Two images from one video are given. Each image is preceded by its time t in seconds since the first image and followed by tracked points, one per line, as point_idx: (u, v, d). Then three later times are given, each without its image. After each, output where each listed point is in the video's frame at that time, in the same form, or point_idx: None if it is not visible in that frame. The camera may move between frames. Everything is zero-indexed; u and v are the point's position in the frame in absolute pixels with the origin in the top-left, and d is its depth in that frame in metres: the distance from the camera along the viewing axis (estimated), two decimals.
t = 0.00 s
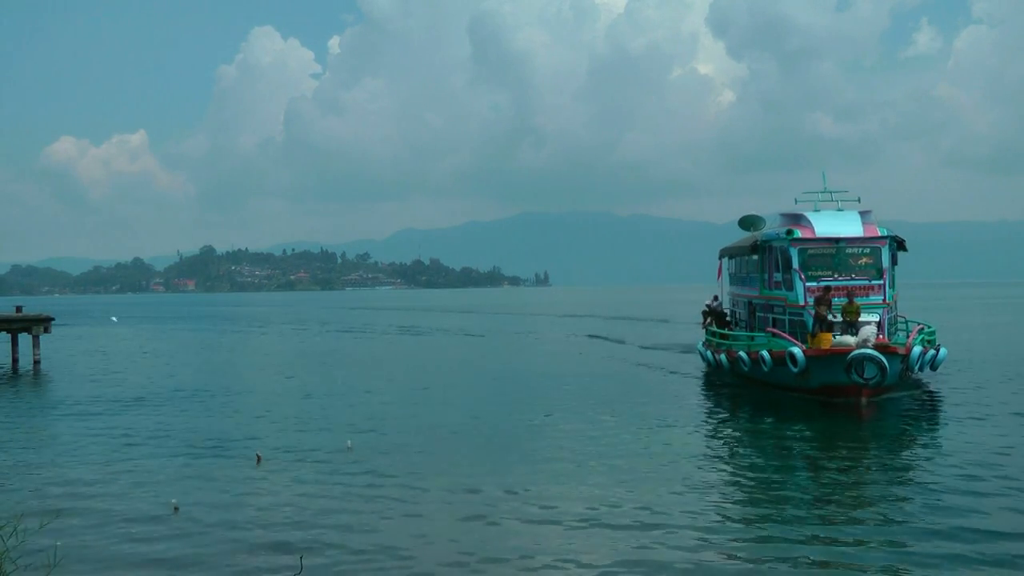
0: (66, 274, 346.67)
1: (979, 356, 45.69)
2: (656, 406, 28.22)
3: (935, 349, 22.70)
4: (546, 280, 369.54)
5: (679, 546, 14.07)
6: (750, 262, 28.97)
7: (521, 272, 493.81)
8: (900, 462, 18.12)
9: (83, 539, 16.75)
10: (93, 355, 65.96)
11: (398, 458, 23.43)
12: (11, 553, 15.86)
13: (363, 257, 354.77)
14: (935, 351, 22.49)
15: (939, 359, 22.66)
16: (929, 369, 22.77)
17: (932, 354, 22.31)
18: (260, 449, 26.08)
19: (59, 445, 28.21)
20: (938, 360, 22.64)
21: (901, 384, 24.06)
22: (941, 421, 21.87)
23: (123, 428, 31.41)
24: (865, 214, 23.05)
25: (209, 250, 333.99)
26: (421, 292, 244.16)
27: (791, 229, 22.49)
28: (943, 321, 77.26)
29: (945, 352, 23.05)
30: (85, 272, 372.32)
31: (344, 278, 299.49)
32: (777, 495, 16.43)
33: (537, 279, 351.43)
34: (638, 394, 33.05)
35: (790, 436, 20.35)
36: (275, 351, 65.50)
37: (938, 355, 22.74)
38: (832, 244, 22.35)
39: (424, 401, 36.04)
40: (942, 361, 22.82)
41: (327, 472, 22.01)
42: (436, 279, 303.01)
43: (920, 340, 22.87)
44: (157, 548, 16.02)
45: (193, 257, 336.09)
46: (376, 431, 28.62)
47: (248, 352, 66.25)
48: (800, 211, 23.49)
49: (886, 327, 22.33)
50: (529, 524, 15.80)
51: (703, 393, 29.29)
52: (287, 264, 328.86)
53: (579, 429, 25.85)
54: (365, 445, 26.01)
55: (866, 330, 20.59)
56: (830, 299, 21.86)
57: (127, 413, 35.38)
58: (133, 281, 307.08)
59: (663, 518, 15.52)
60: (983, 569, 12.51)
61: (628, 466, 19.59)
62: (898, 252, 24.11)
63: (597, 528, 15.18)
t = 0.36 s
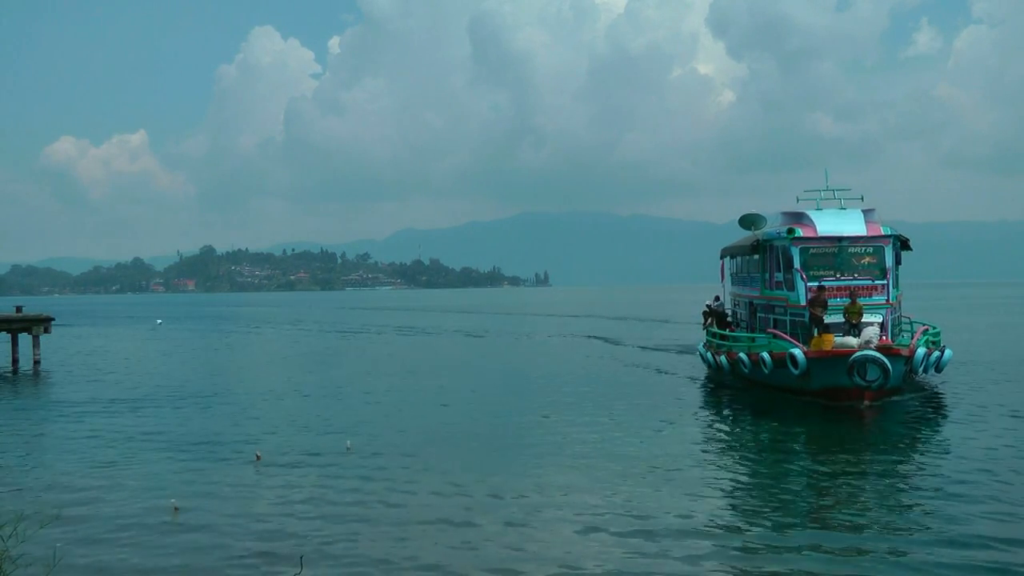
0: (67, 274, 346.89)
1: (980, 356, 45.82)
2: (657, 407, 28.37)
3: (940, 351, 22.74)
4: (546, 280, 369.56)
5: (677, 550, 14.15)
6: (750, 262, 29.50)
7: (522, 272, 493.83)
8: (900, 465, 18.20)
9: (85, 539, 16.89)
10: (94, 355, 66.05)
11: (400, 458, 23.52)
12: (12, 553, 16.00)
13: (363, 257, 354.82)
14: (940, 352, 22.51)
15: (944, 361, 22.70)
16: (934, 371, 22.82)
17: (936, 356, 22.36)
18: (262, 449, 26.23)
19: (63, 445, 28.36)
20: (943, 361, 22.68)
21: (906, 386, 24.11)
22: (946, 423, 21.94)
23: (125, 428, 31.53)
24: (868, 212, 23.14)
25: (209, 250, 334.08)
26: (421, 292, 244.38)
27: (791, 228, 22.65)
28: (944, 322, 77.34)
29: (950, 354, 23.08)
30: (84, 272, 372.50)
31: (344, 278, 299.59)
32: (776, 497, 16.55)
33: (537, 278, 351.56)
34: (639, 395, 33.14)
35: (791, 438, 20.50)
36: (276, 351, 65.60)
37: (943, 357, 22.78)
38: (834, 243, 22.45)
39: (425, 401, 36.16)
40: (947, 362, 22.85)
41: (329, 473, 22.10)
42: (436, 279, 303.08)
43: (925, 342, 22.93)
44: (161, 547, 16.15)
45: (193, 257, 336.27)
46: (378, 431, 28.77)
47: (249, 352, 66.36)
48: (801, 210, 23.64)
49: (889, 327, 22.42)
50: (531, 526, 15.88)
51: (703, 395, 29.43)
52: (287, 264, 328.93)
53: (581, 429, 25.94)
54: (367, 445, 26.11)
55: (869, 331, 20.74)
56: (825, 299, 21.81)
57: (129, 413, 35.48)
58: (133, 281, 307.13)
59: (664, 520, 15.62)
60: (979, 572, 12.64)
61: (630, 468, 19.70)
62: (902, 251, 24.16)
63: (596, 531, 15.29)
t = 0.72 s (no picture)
0: (67, 275, 347.02)
1: (983, 356, 45.69)
2: (657, 408, 28.28)
3: (944, 353, 22.55)
4: (546, 280, 369.45)
5: (679, 551, 14.02)
6: (750, 262, 29.71)
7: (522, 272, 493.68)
8: (903, 466, 18.01)
9: (85, 539, 16.82)
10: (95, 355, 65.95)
11: (401, 458, 23.43)
12: (12, 553, 15.94)
13: (363, 257, 354.76)
14: (944, 354, 22.34)
15: (949, 362, 22.51)
16: (939, 373, 22.63)
17: (941, 358, 22.19)
18: (262, 449, 26.14)
19: (63, 445, 28.30)
20: (949, 363, 22.49)
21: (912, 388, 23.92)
22: (952, 425, 21.74)
23: (125, 428, 31.48)
24: (871, 210, 23.00)
25: (209, 250, 333.83)
26: (422, 292, 244.43)
27: (792, 227, 22.62)
28: (945, 321, 77.29)
29: (956, 355, 22.88)
30: (85, 272, 372.58)
31: (344, 278, 299.58)
32: (777, 499, 16.38)
33: (537, 278, 351.63)
34: (641, 395, 33.04)
35: (791, 440, 20.36)
36: (276, 351, 65.50)
37: (948, 359, 22.59)
38: (836, 242, 22.34)
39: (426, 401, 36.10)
40: (952, 363, 22.65)
41: (329, 473, 22.01)
42: (437, 279, 303.04)
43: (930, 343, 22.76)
44: (158, 548, 16.06)
45: (193, 257, 336.42)
46: (378, 431, 28.69)
47: (249, 352, 66.27)
48: (803, 208, 23.55)
49: (893, 327, 22.31)
50: (531, 526, 15.78)
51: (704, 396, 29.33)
52: (287, 264, 328.91)
53: (583, 429, 25.85)
54: (368, 445, 26.01)
55: (871, 333, 20.73)
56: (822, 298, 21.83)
57: (129, 413, 35.44)
58: (133, 280, 307.05)
59: (663, 521, 15.49)
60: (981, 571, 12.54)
61: (631, 469, 19.58)
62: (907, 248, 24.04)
63: (597, 532, 15.17)
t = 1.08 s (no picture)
0: (67, 275, 346.90)
1: (984, 357, 45.46)
2: (656, 409, 28.11)
3: (949, 355, 22.26)
4: (546, 280, 369.34)
5: (675, 554, 13.83)
6: (750, 262, 29.63)
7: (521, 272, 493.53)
8: (906, 471, 17.77)
9: (79, 539, 16.58)
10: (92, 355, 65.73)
11: (397, 459, 23.17)
12: (14, 553, 15.73)
13: (363, 258, 354.57)
14: (949, 356, 22.09)
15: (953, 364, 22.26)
16: (943, 375, 22.38)
17: (945, 360, 21.97)
18: (257, 449, 25.98)
19: (57, 445, 28.06)
20: (953, 365, 22.24)
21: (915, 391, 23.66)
22: (955, 429, 21.49)
23: (121, 428, 31.25)
24: (874, 209, 22.56)
25: (209, 251, 333.69)
26: (421, 292, 244.33)
27: (793, 225, 22.30)
28: (944, 322, 77.18)
29: (961, 358, 22.63)
30: (84, 273, 372.39)
31: (344, 278, 299.41)
32: (778, 503, 16.14)
33: (537, 278, 351.62)
34: (640, 397, 32.77)
35: (793, 444, 20.08)
36: (274, 352, 65.32)
37: (953, 361, 22.34)
38: (838, 241, 22.12)
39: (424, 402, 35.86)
40: (957, 366, 22.39)
41: (325, 473, 21.75)
42: (436, 279, 302.94)
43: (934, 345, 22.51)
44: (150, 549, 15.81)
45: (193, 257, 336.36)
46: (375, 432, 28.52)
47: (247, 352, 66.07)
48: (805, 206, 23.22)
49: (896, 329, 22.06)
50: (528, 530, 15.52)
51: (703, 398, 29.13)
52: (287, 264, 328.74)
53: (581, 431, 25.58)
54: (365, 446, 25.75)
55: (873, 334, 20.49)
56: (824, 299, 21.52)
57: (125, 413, 35.20)
58: (133, 280, 306.97)
59: (660, 525, 15.28)
60: None
61: (629, 471, 19.33)
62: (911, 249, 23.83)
63: (594, 535, 14.91)
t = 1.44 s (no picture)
0: (67, 275, 347.19)
1: (985, 357, 45.68)
2: (657, 410, 28.41)
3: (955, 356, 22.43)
4: (546, 279, 369.55)
5: (677, 555, 14.11)
6: (750, 262, 30.11)
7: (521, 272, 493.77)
8: (907, 473, 18.03)
9: (80, 539, 16.91)
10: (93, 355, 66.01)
11: (402, 459, 23.45)
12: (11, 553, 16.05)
13: (363, 257, 354.84)
14: (955, 357, 22.29)
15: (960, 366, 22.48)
16: (949, 377, 22.60)
17: (951, 361, 22.13)
18: (262, 449, 26.29)
19: (64, 444, 28.38)
20: (960, 367, 22.45)
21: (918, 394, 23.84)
22: (959, 431, 21.65)
23: (126, 428, 31.57)
24: (877, 207, 22.71)
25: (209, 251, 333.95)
26: (421, 292, 244.60)
27: (795, 224, 22.53)
28: (942, 322, 77.44)
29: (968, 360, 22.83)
30: (84, 273, 372.70)
31: (344, 278, 299.67)
32: (780, 505, 16.40)
33: (537, 278, 351.93)
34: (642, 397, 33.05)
35: (798, 447, 20.24)
36: (275, 351, 65.63)
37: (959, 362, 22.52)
38: (840, 239, 22.40)
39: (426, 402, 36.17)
40: (962, 368, 22.62)
41: (331, 473, 22.04)
42: (436, 279, 303.28)
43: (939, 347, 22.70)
44: (159, 548, 16.14)
45: (193, 257, 336.74)
46: (378, 432, 28.82)
47: (248, 352, 66.35)
48: (807, 205, 23.44)
49: (899, 330, 22.31)
50: (531, 530, 15.76)
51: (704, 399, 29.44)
52: (287, 264, 328.99)
53: (585, 431, 25.85)
54: (370, 446, 26.04)
55: (875, 335, 20.65)
56: (826, 297, 21.71)
57: (129, 413, 35.51)
58: (133, 280, 307.26)
59: (663, 526, 15.56)
60: None
61: (633, 472, 19.58)
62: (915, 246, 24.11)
63: (596, 537, 15.19)
